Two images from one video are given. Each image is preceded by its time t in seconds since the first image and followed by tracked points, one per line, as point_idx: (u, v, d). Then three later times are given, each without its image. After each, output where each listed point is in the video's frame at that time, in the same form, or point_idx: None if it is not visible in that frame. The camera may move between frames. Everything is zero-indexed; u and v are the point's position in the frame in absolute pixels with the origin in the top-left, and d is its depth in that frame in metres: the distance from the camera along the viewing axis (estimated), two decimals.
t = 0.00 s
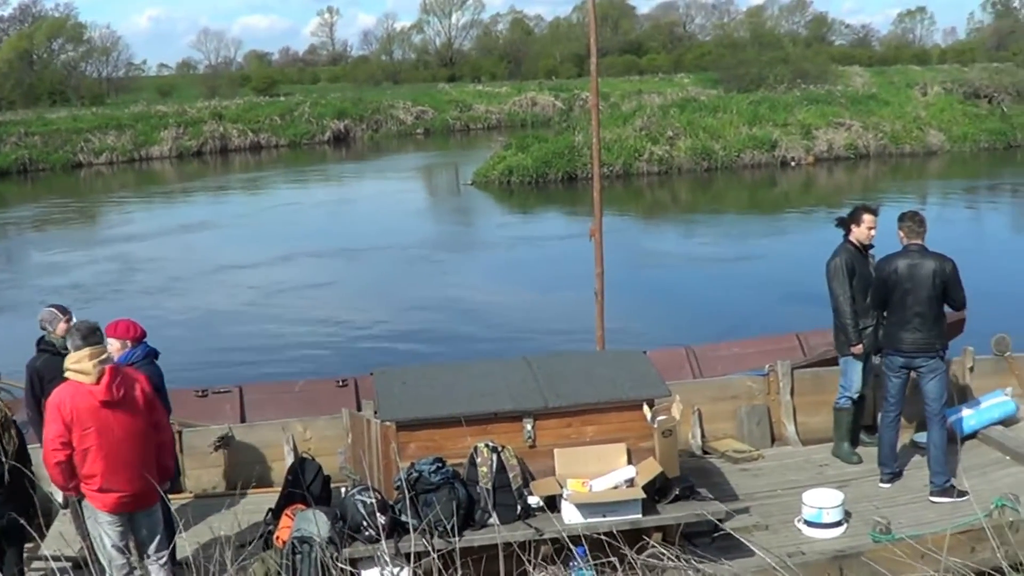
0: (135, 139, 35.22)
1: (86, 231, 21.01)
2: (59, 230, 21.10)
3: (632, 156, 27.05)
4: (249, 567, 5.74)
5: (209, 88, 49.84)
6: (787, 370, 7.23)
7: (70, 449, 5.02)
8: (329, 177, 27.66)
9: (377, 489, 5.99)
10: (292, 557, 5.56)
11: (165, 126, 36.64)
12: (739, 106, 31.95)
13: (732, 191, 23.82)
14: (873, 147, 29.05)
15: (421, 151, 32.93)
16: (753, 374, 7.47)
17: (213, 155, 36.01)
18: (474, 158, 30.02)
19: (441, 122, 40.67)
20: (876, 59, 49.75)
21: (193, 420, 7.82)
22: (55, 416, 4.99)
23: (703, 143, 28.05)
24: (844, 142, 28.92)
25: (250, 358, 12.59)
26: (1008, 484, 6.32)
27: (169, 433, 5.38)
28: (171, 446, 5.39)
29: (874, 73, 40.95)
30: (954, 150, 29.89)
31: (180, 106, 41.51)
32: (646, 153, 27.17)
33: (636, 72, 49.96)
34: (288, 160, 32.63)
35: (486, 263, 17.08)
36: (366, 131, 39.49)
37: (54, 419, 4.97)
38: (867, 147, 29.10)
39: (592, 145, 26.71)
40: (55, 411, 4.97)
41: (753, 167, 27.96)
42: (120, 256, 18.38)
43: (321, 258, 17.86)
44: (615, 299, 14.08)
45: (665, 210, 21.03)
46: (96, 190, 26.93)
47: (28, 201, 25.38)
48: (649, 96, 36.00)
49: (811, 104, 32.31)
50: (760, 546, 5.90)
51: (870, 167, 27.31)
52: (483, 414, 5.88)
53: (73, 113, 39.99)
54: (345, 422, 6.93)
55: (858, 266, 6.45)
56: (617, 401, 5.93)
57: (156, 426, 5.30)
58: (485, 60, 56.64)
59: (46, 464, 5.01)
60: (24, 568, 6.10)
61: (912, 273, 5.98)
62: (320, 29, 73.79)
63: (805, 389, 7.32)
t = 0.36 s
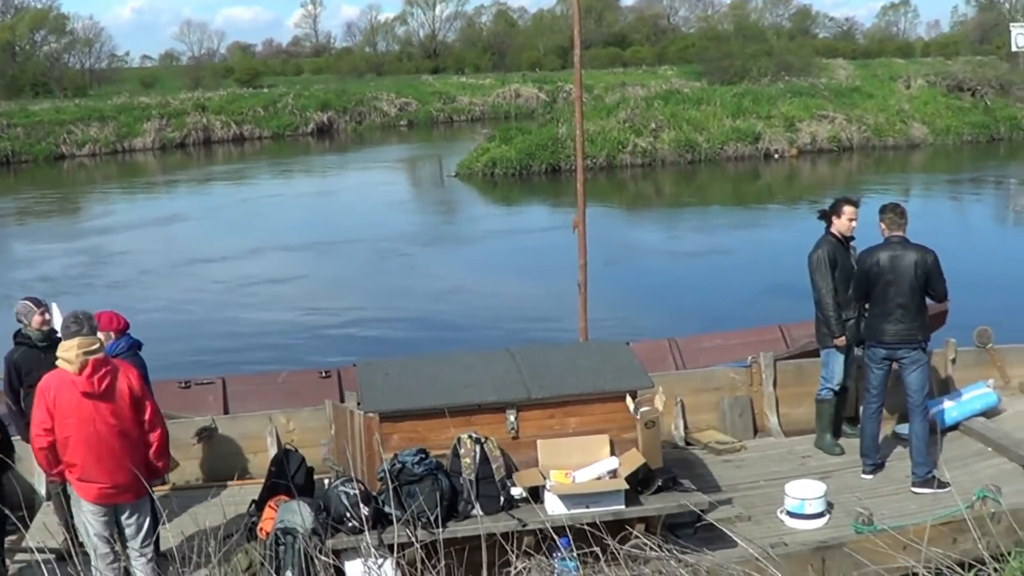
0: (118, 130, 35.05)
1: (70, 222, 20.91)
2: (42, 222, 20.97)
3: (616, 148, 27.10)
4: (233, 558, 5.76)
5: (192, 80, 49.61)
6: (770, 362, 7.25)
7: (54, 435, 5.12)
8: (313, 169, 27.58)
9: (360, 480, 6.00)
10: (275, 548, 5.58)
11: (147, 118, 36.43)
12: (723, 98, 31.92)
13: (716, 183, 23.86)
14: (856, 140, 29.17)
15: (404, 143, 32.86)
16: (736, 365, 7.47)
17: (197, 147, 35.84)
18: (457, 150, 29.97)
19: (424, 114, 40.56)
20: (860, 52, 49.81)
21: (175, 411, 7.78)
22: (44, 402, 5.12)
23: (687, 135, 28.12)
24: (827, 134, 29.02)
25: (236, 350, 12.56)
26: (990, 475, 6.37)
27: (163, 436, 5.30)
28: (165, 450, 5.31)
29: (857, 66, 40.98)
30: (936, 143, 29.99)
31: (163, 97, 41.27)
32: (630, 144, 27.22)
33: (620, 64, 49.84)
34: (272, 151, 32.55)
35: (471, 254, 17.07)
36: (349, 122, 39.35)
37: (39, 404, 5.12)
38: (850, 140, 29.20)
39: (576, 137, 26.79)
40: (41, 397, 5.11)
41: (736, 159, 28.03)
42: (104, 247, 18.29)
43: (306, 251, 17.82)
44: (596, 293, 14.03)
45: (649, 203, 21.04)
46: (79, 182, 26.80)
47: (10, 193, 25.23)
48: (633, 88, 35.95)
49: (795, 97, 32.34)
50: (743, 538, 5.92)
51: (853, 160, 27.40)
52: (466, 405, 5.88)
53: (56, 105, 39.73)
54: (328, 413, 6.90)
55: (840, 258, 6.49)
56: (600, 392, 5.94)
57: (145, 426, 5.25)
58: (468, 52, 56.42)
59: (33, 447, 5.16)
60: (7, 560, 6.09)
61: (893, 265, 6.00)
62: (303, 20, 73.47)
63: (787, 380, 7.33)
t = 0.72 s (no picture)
0: (97, 121, 34.67)
1: (50, 213, 20.74)
2: (21, 213, 20.79)
3: (596, 139, 27.10)
4: (211, 548, 5.75)
5: (171, 71, 49.17)
6: (749, 353, 7.25)
7: (38, 421, 5.19)
8: (292, 160, 27.40)
9: (340, 471, 6.00)
10: (254, 539, 5.58)
11: (127, 109, 36.01)
12: (703, 90, 31.81)
13: (696, 174, 23.86)
14: (836, 131, 29.29)
15: (384, 134, 32.71)
16: (715, 356, 7.48)
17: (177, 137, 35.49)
18: (437, 141, 29.84)
19: (405, 105, 40.33)
20: (840, 43, 49.83)
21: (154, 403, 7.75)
22: (32, 388, 5.20)
23: (667, 126, 28.13)
24: (807, 126, 29.10)
25: (219, 340, 12.51)
26: (967, 466, 6.45)
27: (150, 432, 5.17)
28: (152, 446, 5.20)
29: (838, 57, 40.94)
30: (916, 135, 30.10)
31: (142, 88, 40.86)
32: (610, 136, 27.24)
33: (600, 55, 49.56)
34: (251, 142, 32.32)
35: (452, 245, 17.06)
36: (329, 113, 39.08)
37: (27, 389, 5.20)
38: (830, 131, 29.31)
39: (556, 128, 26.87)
40: (30, 381, 5.20)
41: (717, 150, 28.05)
42: (85, 238, 18.16)
43: (285, 242, 17.77)
44: (574, 285, 14.00)
45: (629, 194, 21.03)
46: (57, 173, 26.54)
47: None
48: (613, 78, 35.80)
49: (774, 88, 32.30)
50: (722, 527, 5.95)
51: (832, 151, 27.49)
52: (445, 395, 5.89)
53: (34, 96, 39.30)
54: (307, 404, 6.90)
55: (818, 248, 6.52)
56: (579, 382, 5.96)
57: (130, 421, 5.17)
58: (448, 43, 56.02)
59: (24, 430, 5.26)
60: None
61: (871, 256, 6.01)
62: (283, 11, 72.87)
63: (766, 370, 7.34)
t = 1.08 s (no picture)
0: (71, 113, 33.95)
1: (25, 207, 20.48)
2: None
3: (572, 130, 27.14)
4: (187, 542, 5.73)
5: (146, 64, 48.51)
6: (724, 344, 7.25)
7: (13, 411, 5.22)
8: (267, 153, 27.14)
9: (315, 464, 5.99)
10: (230, 532, 5.57)
11: (101, 101, 35.26)
12: (679, 81, 31.69)
13: (672, 166, 23.89)
14: (812, 123, 29.48)
15: (360, 127, 32.48)
16: (690, 347, 7.49)
17: (152, 130, 34.91)
18: (412, 133, 29.65)
19: (380, 96, 39.91)
20: (815, 35, 49.83)
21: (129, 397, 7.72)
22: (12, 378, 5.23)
23: (642, 118, 28.16)
24: (782, 117, 29.21)
25: (199, 335, 12.42)
26: (942, 455, 6.53)
27: (119, 429, 5.08)
28: (122, 443, 5.09)
29: (813, 48, 40.85)
30: (892, 126, 30.31)
31: (116, 80, 40.20)
32: (586, 127, 27.29)
33: (576, 46, 49.13)
34: (226, 135, 31.92)
35: (430, 237, 17.03)
36: (305, 105, 38.66)
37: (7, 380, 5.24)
38: (805, 122, 29.49)
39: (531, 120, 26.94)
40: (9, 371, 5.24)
41: (692, 142, 28.07)
42: (61, 231, 17.98)
43: (243, 237, 17.58)
44: (550, 277, 13.97)
45: (605, 185, 21.03)
46: (29, 167, 26.19)
47: None
48: (589, 68, 35.55)
49: (750, 79, 32.24)
50: (699, 518, 5.96)
51: (808, 142, 27.65)
52: (421, 387, 5.88)
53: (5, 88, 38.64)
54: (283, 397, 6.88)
55: (794, 239, 6.56)
56: (556, 373, 5.96)
57: (100, 418, 5.09)
58: (423, 33, 55.29)
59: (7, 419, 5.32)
60: None
61: (844, 248, 6.01)
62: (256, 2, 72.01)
63: (742, 361, 7.35)
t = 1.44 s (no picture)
0: (51, 105, 33.20)
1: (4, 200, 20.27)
2: None
3: (552, 124, 27.14)
4: (167, 535, 5.70)
5: (125, 55, 47.93)
6: (705, 337, 7.26)
7: None
8: (247, 146, 26.96)
9: (295, 457, 5.96)
10: (209, 526, 5.54)
11: (81, 92, 34.67)
12: (659, 74, 31.61)
13: (652, 159, 23.87)
14: (791, 117, 29.60)
15: (339, 120, 32.30)
16: (671, 341, 7.49)
17: (132, 122, 34.42)
18: (392, 126, 29.51)
19: (360, 89, 39.53)
20: (795, 29, 49.83)
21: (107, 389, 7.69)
22: None
23: (623, 111, 28.23)
24: (762, 111, 29.30)
25: (182, 329, 12.33)
26: (922, 449, 6.55)
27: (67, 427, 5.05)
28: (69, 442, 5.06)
29: (794, 42, 40.80)
30: (871, 121, 30.50)
31: (95, 71, 39.70)
32: (566, 121, 27.31)
33: (557, 40, 48.86)
34: (206, 128, 31.59)
35: (411, 231, 17.00)
36: (285, 97, 38.35)
37: None
38: (785, 116, 29.60)
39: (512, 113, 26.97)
40: None
41: (673, 135, 28.27)
42: (41, 225, 17.81)
43: (210, 231, 17.43)
44: (532, 272, 13.97)
45: (585, 179, 21.02)
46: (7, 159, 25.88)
47: None
48: (570, 61, 35.42)
49: (731, 73, 32.19)
50: (679, 512, 5.96)
51: (788, 136, 27.77)
52: (400, 380, 5.86)
53: None
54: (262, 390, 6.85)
55: (776, 233, 6.60)
56: (536, 367, 5.96)
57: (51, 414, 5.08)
58: (404, 26, 54.60)
59: None
60: None
61: (821, 241, 6.02)
62: None
63: (722, 355, 7.35)
